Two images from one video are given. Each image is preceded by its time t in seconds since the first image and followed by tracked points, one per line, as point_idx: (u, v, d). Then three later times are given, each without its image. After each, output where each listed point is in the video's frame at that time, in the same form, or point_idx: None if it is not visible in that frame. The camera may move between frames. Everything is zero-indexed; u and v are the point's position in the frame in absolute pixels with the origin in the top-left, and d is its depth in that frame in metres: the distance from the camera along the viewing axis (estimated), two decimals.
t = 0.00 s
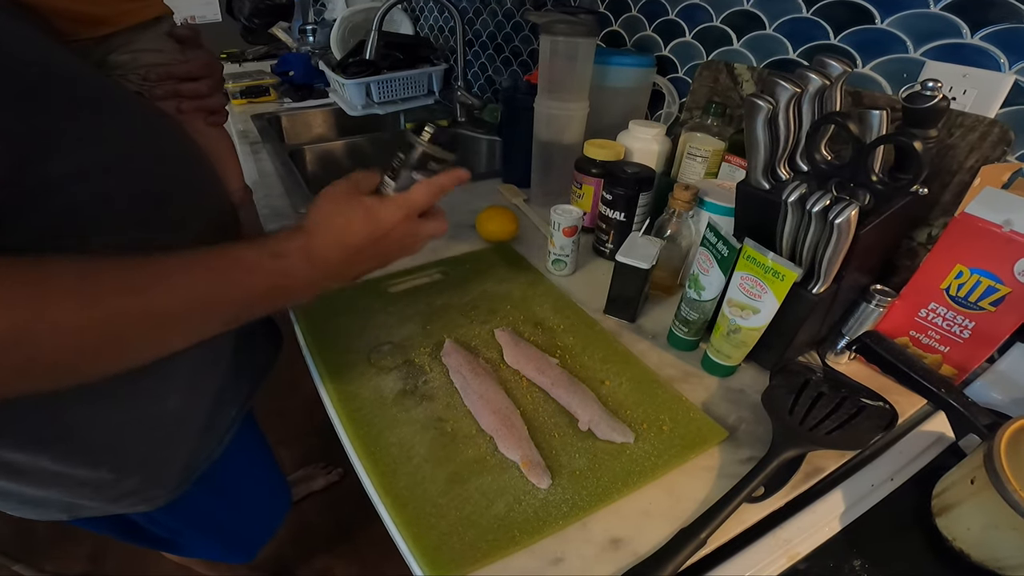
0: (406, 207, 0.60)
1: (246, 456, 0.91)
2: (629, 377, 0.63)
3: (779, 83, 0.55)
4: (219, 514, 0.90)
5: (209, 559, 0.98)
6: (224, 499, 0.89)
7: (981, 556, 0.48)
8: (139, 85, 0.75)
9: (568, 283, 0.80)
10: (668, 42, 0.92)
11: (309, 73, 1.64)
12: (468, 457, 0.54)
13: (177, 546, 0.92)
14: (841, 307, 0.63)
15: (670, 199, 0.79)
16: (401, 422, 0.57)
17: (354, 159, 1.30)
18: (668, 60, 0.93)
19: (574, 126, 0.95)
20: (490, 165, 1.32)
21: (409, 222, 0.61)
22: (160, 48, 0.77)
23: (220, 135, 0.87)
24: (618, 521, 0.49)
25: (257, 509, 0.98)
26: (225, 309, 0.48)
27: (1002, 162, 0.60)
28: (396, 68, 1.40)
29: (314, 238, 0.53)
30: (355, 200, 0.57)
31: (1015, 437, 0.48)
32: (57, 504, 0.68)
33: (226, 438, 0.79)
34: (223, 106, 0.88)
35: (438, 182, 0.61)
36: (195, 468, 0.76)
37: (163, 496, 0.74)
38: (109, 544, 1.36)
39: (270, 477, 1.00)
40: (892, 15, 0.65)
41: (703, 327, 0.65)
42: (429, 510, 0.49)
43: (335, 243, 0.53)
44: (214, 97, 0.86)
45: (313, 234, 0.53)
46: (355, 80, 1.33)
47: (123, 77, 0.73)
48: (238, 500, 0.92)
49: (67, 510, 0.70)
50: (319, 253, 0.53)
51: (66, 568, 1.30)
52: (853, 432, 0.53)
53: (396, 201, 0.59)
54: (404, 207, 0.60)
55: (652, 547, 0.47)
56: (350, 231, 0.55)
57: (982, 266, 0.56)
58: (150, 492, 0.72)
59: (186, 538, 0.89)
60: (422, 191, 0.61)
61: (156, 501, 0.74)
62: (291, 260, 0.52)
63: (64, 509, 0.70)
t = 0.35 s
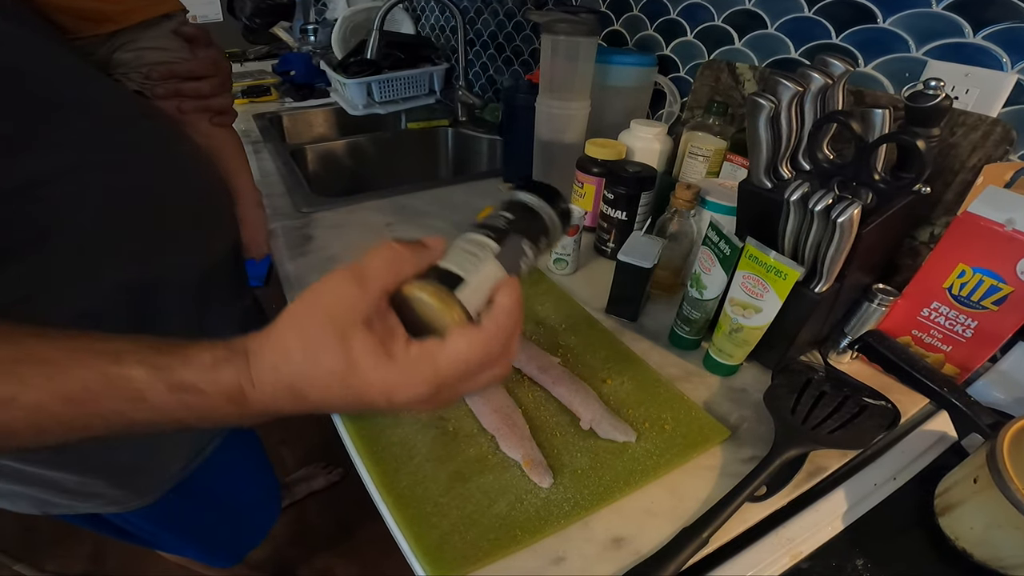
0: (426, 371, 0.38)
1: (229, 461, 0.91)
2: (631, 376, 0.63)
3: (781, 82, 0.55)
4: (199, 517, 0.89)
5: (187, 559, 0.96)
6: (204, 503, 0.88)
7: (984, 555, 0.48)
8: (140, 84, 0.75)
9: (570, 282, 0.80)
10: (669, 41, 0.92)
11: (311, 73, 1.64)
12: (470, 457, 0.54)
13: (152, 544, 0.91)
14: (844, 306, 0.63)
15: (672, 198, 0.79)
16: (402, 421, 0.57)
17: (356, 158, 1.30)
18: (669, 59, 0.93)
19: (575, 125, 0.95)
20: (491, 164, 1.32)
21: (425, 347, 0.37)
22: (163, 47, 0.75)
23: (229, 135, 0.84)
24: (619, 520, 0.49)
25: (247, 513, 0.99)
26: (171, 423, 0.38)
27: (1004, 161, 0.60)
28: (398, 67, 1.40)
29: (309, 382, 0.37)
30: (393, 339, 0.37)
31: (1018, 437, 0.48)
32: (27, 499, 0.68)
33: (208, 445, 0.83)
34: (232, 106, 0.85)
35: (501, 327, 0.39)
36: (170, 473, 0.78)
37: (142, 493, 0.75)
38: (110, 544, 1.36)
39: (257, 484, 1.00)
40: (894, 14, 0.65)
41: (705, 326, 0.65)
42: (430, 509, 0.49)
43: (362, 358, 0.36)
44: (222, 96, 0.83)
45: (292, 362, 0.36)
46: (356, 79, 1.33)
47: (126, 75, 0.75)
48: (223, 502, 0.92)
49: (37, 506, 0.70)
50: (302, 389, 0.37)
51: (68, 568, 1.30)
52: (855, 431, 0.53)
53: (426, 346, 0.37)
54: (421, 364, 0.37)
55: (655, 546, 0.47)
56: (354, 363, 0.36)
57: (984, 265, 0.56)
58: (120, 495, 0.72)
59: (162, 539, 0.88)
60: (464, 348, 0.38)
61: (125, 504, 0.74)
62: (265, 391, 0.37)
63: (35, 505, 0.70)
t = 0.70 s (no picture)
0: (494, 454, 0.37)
1: (238, 464, 0.91)
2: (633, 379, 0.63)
3: (784, 87, 0.55)
4: (203, 519, 0.89)
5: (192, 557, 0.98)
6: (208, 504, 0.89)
7: (984, 557, 0.48)
8: (147, 85, 0.76)
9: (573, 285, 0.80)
10: (672, 45, 0.93)
11: (314, 76, 1.65)
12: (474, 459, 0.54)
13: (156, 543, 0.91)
14: (846, 311, 0.63)
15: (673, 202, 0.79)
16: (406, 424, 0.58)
17: (359, 161, 1.31)
18: (672, 63, 0.94)
19: (578, 129, 0.95)
20: (494, 167, 1.32)
21: (507, 445, 0.36)
22: (169, 48, 0.74)
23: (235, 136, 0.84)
24: (621, 521, 0.49)
25: (252, 511, 0.99)
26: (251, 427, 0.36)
27: (1006, 166, 0.60)
28: (401, 70, 1.41)
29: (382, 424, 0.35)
30: (488, 432, 0.36)
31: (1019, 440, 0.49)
32: (39, 493, 0.70)
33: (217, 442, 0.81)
34: (237, 106, 0.83)
35: (588, 465, 0.38)
36: (185, 470, 0.78)
37: (150, 492, 0.74)
38: (112, 544, 1.36)
39: (264, 486, 1.00)
40: (896, 19, 0.65)
41: (707, 330, 0.65)
42: (434, 510, 0.49)
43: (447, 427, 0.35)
44: (230, 97, 0.82)
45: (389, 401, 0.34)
46: (359, 82, 1.33)
47: (132, 76, 0.76)
48: (228, 504, 0.92)
49: (48, 501, 0.71)
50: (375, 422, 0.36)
51: (70, 569, 1.31)
52: (857, 435, 0.53)
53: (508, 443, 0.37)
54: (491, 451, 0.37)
55: (657, 547, 0.47)
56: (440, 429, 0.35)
57: (986, 269, 0.56)
58: (128, 493, 0.72)
59: (167, 538, 0.89)
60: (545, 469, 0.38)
61: (136, 501, 0.74)
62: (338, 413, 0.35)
63: (46, 500, 0.71)
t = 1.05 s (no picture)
0: (506, 330, 0.37)
1: (246, 462, 0.91)
2: (634, 377, 0.64)
3: (784, 86, 0.55)
4: (214, 515, 0.90)
5: (203, 553, 0.98)
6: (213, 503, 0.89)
7: (986, 555, 0.49)
8: (153, 84, 0.75)
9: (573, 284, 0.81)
10: (672, 45, 0.93)
11: (314, 75, 1.65)
12: (475, 457, 0.55)
13: (168, 539, 0.91)
14: (846, 310, 0.63)
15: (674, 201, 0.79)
16: (408, 422, 0.58)
17: (359, 161, 1.31)
18: (672, 63, 0.94)
19: (579, 128, 0.96)
20: (494, 167, 1.32)
21: (517, 299, 0.36)
22: (174, 47, 0.75)
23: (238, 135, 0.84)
24: (624, 519, 0.49)
25: (258, 510, 0.99)
26: (288, 365, 0.37)
27: (1005, 165, 0.60)
28: (401, 70, 1.41)
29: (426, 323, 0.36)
30: (482, 255, 0.35)
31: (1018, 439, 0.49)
32: (51, 494, 0.70)
33: (222, 441, 0.81)
34: (240, 104, 0.84)
35: (571, 243, 0.34)
36: (194, 468, 0.78)
37: (164, 487, 0.76)
38: (114, 544, 1.36)
39: (270, 485, 1.00)
40: (896, 19, 0.66)
41: (708, 328, 0.66)
42: (436, 507, 0.50)
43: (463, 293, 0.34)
44: (233, 96, 0.82)
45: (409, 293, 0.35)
46: (360, 81, 1.34)
47: (137, 75, 0.75)
48: (234, 502, 0.93)
49: (61, 501, 0.72)
50: (397, 330, 0.36)
51: (72, 568, 1.31)
52: (857, 433, 0.54)
53: (519, 304, 0.36)
54: (504, 325, 0.37)
55: (659, 545, 0.47)
56: (458, 309, 0.35)
57: (986, 268, 0.56)
58: (141, 489, 0.73)
59: (179, 534, 0.89)
60: (527, 258, 0.34)
61: (149, 497, 0.75)
62: (362, 328, 0.36)
63: (58, 500, 0.72)
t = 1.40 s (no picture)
0: (523, 331, 0.37)
1: (243, 462, 0.91)
2: (627, 374, 0.64)
3: (772, 84, 0.56)
4: (212, 516, 0.90)
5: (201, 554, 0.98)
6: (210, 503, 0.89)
7: (976, 550, 0.49)
8: (142, 86, 0.75)
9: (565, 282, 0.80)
10: (664, 44, 0.93)
11: (309, 76, 1.65)
12: (469, 453, 0.55)
13: (167, 540, 0.92)
14: (836, 305, 0.64)
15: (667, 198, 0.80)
16: (402, 419, 0.58)
17: (355, 161, 1.31)
18: (664, 62, 0.94)
19: (572, 127, 0.96)
20: (489, 166, 1.32)
21: (536, 300, 0.36)
22: (164, 49, 0.75)
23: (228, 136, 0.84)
24: (617, 515, 0.49)
25: (255, 510, 0.99)
26: (302, 366, 0.36)
27: (993, 161, 0.61)
28: (396, 70, 1.41)
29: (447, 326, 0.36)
30: (501, 251, 0.35)
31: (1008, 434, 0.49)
32: (51, 496, 0.71)
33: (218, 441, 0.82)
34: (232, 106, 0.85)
35: (587, 238, 0.34)
36: (189, 468, 0.78)
37: (163, 487, 0.76)
38: (112, 545, 1.36)
39: (266, 485, 1.00)
40: (884, 16, 0.66)
41: (700, 325, 0.66)
42: (430, 504, 0.50)
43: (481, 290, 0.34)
44: (223, 97, 0.83)
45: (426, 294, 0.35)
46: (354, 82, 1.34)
47: (127, 78, 0.74)
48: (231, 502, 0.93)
49: (61, 502, 0.72)
50: (414, 331, 0.36)
51: (70, 569, 1.31)
52: (848, 427, 0.54)
53: (537, 304, 0.36)
54: (522, 326, 0.37)
55: (652, 540, 0.47)
56: (476, 307, 0.35)
57: (974, 263, 0.57)
58: (139, 488, 0.73)
59: (178, 535, 0.89)
60: (545, 257, 0.34)
61: (145, 498, 0.75)
62: (378, 326, 0.36)
63: (58, 501, 0.72)
